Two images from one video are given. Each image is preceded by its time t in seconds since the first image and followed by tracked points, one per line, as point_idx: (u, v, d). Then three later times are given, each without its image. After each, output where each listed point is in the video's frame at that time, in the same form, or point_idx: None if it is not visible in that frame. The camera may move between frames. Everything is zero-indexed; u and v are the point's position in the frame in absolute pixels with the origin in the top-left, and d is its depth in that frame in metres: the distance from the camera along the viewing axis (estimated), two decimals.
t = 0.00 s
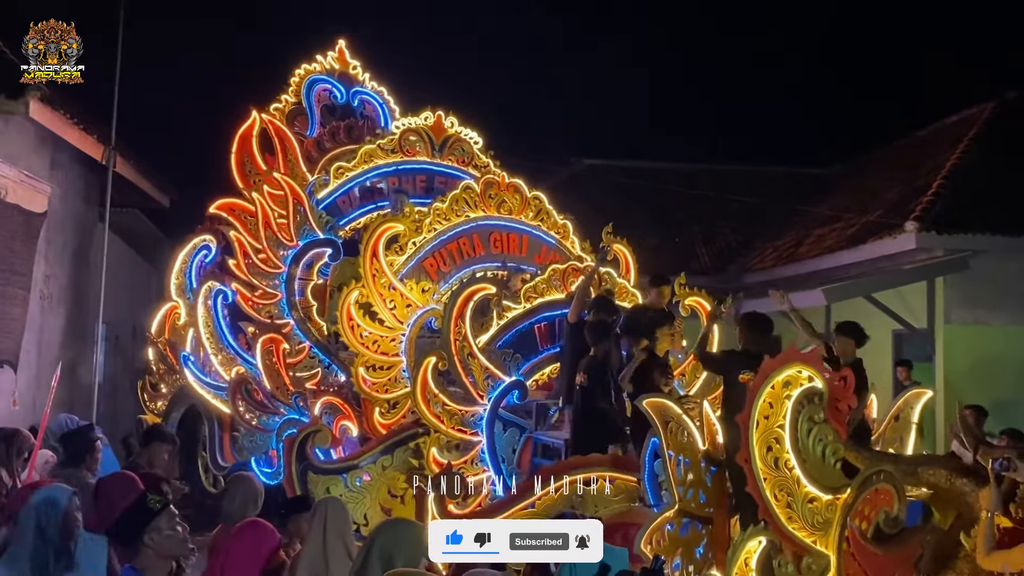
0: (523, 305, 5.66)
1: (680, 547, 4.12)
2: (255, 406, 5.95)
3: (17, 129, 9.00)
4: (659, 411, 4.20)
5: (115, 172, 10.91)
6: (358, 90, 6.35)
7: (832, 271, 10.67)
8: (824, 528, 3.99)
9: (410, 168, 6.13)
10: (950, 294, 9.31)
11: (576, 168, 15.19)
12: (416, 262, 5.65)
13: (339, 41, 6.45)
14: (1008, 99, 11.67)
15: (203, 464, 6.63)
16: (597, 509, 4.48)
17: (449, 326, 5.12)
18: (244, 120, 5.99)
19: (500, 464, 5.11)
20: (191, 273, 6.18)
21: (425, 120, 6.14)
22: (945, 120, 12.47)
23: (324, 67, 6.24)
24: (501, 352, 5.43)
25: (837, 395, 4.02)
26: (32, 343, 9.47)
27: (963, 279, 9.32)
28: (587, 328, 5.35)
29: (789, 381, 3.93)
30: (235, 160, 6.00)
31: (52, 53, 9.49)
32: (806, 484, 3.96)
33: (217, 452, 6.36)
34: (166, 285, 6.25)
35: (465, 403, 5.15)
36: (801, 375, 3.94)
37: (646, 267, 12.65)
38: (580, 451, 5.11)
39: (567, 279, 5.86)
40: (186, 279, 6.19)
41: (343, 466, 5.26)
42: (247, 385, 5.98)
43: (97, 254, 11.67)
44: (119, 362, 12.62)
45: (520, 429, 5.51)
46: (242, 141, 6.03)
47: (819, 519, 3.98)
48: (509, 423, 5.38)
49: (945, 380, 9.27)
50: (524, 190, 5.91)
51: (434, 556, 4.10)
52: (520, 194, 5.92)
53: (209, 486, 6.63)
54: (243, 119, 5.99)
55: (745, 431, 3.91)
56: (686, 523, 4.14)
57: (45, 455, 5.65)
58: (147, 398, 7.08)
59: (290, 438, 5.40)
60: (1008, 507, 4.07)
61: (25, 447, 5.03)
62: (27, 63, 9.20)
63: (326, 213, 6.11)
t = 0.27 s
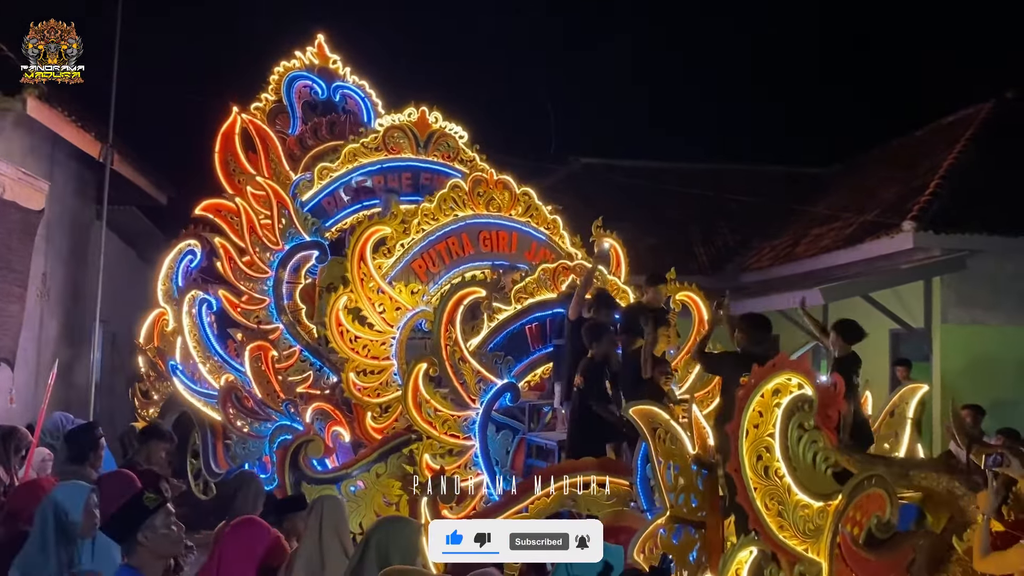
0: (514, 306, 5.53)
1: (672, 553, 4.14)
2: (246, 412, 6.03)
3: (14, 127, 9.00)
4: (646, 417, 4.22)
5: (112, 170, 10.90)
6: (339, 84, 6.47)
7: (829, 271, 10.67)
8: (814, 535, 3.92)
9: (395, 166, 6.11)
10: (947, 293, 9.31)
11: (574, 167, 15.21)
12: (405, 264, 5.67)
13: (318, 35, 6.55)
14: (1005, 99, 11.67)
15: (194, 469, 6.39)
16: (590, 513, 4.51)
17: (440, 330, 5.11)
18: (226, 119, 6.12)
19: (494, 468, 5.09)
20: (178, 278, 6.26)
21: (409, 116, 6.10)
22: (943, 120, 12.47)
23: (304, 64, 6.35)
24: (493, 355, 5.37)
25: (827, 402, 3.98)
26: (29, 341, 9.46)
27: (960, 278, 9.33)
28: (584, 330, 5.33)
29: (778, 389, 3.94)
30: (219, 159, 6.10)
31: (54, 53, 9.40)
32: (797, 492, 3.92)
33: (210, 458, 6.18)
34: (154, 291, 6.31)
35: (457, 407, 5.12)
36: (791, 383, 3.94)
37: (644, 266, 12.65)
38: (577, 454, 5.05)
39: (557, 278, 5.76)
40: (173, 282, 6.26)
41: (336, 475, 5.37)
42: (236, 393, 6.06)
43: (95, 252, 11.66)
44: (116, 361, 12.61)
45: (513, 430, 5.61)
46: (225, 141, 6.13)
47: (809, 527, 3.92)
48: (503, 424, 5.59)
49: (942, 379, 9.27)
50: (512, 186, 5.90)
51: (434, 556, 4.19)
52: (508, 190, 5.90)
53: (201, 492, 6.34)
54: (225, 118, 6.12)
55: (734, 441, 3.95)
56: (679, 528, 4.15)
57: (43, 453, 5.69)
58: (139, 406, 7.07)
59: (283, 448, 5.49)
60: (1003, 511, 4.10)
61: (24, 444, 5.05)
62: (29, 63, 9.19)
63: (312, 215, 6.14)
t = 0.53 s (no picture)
0: (507, 305, 5.56)
1: (666, 552, 4.13)
2: (240, 416, 5.94)
3: (11, 125, 9.00)
4: (638, 418, 4.20)
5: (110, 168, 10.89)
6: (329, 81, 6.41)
7: (826, 270, 10.69)
8: (811, 534, 3.97)
9: (386, 164, 6.10)
10: (944, 293, 9.32)
11: (572, 166, 15.22)
12: (396, 264, 5.68)
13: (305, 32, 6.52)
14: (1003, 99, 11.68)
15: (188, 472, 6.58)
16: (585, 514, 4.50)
17: (433, 330, 5.09)
18: (215, 118, 6.12)
19: (490, 468, 5.08)
20: (170, 280, 6.25)
21: (399, 114, 6.10)
22: (941, 120, 12.48)
23: (292, 61, 6.33)
24: (487, 354, 5.34)
25: (824, 401, 4.01)
26: (25, 338, 9.44)
27: (957, 278, 9.34)
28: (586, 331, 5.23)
29: (775, 388, 3.95)
30: (209, 158, 6.10)
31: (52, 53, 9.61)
32: (794, 491, 3.95)
33: (205, 461, 6.34)
34: (145, 293, 6.30)
35: (452, 408, 5.13)
36: (788, 382, 3.96)
37: (641, 264, 12.66)
38: (573, 455, 5.02)
39: (550, 277, 5.80)
40: (165, 284, 6.24)
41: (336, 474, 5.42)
42: (230, 396, 5.96)
43: (92, 250, 11.64)
44: (113, 360, 12.60)
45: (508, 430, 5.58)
46: (215, 141, 6.13)
47: (806, 526, 3.96)
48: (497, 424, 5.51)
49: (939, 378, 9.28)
50: (503, 184, 5.89)
51: (434, 556, 4.15)
52: (499, 188, 5.89)
53: (194, 495, 6.49)
54: (215, 117, 6.12)
55: (731, 441, 3.94)
56: (673, 528, 4.15)
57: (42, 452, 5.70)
58: (133, 409, 6.91)
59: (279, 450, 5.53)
60: (994, 507, 4.17)
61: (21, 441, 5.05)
62: (30, 64, 9.21)
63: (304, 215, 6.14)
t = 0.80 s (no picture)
0: (504, 304, 5.64)
1: (663, 551, 4.07)
2: (238, 413, 5.88)
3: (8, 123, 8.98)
4: (634, 415, 4.18)
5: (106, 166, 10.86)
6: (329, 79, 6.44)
7: (823, 269, 10.70)
8: (807, 532, 3.95)
9: (385, 162, 6.17)
10: (940, 292, 9.33)
11: (570, 164, 15.22)
12: (394, 262, 5.72)
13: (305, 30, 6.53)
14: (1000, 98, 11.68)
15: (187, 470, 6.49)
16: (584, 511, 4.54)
17: (431, 328, 5.08)
18: (216, 114, 6.03)
19: (487, 465, 5.07)
20: (169, 274, 6.25)
21: (398, 113, 6.17)
22: (938, 119, 12.48)
23: (292, 59, 6.34)
24: (484, 352, 5.37)
25: (819, 398, 4.04)
26: (22, 337, 9.42)
27: (954, 277, 9.34)
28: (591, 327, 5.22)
29: (769, 386, 3.94)
30: (210, 155, 6.00)
31: (54, 53, 9.38)
32: (789, 489, 3.94)
33: (203, 458, 6.38)
34: (143, 291, 6.32)
35: (450, 405, 5.12)
36: (782, 380, 3.95)
37: (639, 263, 12.66)
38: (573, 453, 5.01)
39: (547, 275, 5.90)
40: (163, 279, 6.25)
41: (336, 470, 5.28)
42: (229, 393, 5.91)
43: (88, 248, 11.62)
44: (110, 357, 12.60)
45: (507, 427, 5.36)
46: (217, 136, 6.03)
47: (802, 524, 3.94)
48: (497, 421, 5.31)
49: (935, 377, 9.29)
50: (498, 185, 5.98)
51: (437, 556, 4.11)
52: (494, 188, 5.97)
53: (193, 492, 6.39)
54: (215, 114, 6.03)
55: (726, 441, 3.92)
56: (670, 525, 4.10)
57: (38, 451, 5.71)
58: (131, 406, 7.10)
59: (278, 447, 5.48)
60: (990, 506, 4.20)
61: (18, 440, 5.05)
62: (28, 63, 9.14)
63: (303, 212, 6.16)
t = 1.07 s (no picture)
0: (507, 301, 5.59)
1: (663, 545, 4.06)
2: (238, 405, 5.86)
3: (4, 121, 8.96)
4: (639, 409, 4.12)
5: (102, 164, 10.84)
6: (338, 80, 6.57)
7: (820, 268, 10.71)
8: (807, 526, 3.98)
9: (391, 161, 6.20)
10: (937, 291, 9.34)
11: (567, 162, 15.23)
12: (397, 258, 5.78)
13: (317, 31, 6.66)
14: (996, 97, 11.69)
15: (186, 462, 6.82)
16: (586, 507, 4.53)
17: (433, 323, 5.05)
18: (224, 111, 6.16)
19: (487, 462, 5.10)
20: (173, 268, 6.27)
21: (405, 112, 6.23)
22: (934, 117, 12.49)
23: (303, 58, 6.45)
24: (486, 348, 5.32)
25: (822, 393, 4.06)
26: (18, 335, 9.41)
27: (951, 276, 9.36)
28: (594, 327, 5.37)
29: (773, 380, 3.94)
30: (217, 151, 6.14)
31: (54, 52, 9.32)
32: (790, 483, 3.96)
33: (201, 450, 6.42)
34: (148, 282, 6.35)
35: (451, 400, 5.12)
36: (786, 374, 3.96)
37: (636, 262, 12.67)
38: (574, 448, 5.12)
39: (549, 274, 5.85)
40: (168, 273, 6.27)
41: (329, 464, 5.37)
42: (229, 384, 5.90)
43: (84, 246, 11.60)
44: (107, 355, 12.58)
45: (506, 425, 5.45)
46: (224, 133, 6.18)
47: (803, 518, 3.97)
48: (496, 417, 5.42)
49: (931, 376, 9.31)
50: (502, 185, 5.97)
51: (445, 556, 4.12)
52: (498, 188, 5.98)
53: (191, 483, 6.68)
54: (224, 110, 6.16)
55: (729, 433, 3.91)
56: (670, 520, 4.10)
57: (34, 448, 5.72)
58: (131, 396, 7.27)
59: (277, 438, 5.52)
60: (988, 503, 4.24)
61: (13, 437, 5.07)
62: (29, 63, 9.00)
63: (308, 209, 6.21)
